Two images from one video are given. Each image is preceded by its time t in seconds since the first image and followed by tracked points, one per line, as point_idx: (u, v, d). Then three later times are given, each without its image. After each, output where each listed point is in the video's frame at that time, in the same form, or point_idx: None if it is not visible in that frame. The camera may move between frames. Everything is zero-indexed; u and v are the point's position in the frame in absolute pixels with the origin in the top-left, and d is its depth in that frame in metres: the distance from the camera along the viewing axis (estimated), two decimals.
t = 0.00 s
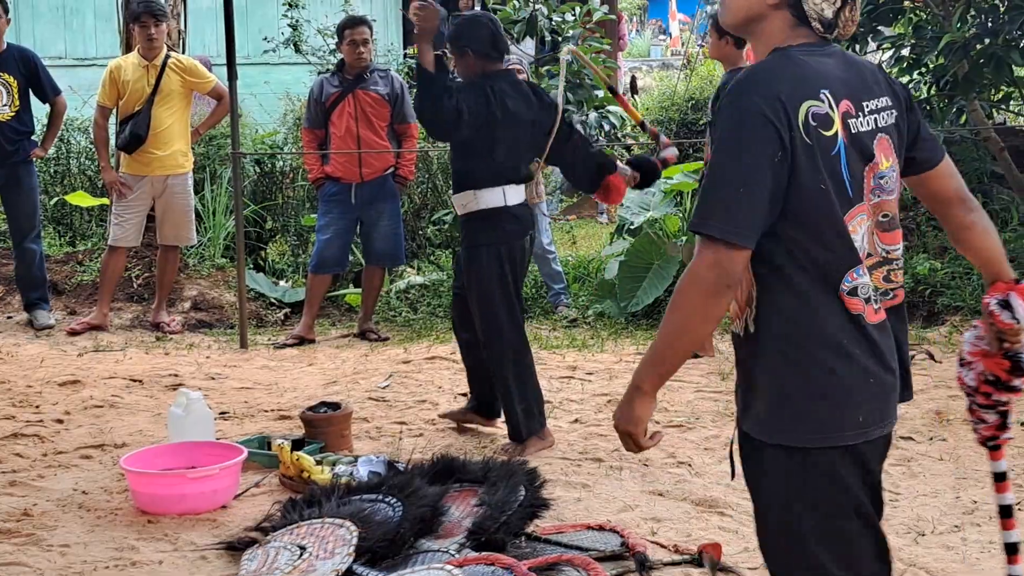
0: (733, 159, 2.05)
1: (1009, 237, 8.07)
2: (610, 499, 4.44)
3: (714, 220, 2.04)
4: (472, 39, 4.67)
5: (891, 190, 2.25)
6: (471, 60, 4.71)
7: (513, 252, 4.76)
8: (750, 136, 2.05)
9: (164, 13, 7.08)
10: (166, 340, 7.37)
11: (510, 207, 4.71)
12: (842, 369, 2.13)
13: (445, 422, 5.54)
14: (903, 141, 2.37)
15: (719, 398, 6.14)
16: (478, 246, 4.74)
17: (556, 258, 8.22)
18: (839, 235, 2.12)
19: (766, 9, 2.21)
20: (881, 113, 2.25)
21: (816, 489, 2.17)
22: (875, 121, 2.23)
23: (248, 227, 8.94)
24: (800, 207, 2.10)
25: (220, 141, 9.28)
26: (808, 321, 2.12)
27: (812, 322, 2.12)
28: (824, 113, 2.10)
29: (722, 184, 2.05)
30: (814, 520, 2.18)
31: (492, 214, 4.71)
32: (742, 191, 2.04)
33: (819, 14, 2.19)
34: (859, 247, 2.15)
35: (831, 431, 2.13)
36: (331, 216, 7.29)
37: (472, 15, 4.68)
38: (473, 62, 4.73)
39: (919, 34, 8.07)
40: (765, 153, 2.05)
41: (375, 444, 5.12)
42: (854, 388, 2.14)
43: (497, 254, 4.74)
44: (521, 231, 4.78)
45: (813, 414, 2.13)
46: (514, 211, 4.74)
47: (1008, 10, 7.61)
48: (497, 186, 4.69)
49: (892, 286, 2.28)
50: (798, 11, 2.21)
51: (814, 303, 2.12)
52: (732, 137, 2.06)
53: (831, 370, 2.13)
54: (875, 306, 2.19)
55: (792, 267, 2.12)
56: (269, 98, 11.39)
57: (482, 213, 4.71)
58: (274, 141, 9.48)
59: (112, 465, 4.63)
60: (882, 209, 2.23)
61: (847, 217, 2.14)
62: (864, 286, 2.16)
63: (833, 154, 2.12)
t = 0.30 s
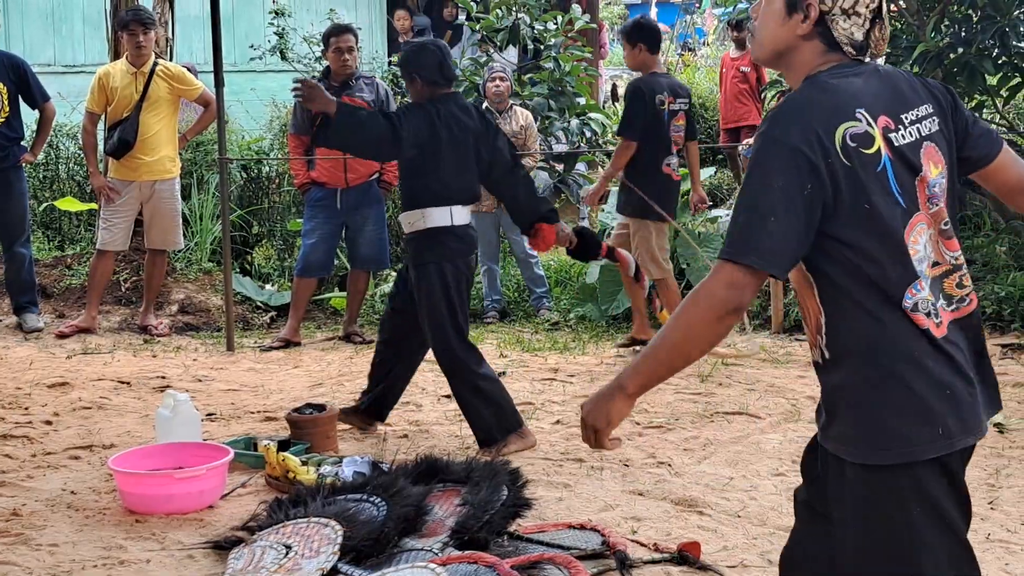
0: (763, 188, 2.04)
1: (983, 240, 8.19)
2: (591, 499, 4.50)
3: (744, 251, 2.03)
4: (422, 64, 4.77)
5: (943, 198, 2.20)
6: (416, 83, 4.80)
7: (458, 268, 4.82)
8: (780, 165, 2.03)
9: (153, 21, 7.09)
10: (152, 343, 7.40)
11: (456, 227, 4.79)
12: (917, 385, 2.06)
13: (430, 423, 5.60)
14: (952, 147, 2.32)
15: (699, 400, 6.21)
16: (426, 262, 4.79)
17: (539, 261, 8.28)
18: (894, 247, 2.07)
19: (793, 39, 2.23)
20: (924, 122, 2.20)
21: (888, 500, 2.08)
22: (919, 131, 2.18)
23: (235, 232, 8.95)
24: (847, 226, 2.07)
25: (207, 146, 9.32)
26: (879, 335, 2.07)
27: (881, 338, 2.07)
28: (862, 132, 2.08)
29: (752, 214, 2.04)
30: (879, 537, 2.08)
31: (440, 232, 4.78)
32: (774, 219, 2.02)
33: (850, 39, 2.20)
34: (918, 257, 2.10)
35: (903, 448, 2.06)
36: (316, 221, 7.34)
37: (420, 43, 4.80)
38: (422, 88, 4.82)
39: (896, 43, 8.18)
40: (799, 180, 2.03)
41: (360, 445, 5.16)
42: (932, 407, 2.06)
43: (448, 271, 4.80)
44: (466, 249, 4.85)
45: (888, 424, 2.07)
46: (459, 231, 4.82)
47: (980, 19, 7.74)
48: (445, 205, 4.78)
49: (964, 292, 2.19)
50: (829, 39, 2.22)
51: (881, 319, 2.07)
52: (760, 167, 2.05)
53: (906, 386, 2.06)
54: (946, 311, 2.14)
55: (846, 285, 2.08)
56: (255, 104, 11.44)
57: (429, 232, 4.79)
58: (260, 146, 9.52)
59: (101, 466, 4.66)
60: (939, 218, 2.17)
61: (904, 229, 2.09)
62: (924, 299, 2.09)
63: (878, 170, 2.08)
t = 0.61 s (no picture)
0: (736, 192, 2.05)
1: (970, 246, 8.24)
2: (581, 503, 4.51)
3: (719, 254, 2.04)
4: (346, 81, 4.72)
5: (915, 203, 2.20)
6: (338, 101, 4.71)
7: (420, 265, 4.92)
8: (750, 169, 2.05)
9: (142, 25, 7.08)
10: (141, 347, 7.38)
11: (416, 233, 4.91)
12: (883, 394, 2.07)
13: (419, 427, 5.60)
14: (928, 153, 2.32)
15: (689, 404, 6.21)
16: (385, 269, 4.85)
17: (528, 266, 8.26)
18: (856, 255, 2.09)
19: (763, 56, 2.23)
20: (894, 131, 2.20)
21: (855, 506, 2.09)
22: (886, 140, 2.18)
23: (224, 237, 8.94)
24: (816, 229, 2.08)
25: (196, 150, 9.28)
26: (845, 343, 2.09)
27: (849, 346, 2.09)
28: (827, 139, 2.09)
29: (726, 218, 2.04)
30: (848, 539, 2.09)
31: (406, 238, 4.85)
32: (746, 221, 2.03)
33: (813, 33, 2.19)
34: (883, 263, 2.11)
35: (868, 457, 2.06)
36: (305, 225, 7.31)
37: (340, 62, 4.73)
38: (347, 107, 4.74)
39: (884, 49, 8.20)
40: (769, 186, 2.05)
41: (349, 449, 5.16)
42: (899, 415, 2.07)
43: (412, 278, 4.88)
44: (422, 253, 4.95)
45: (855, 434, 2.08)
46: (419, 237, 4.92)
47: (968, 25, 7.79)
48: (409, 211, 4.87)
49: (933, 302, 2.21)
50: (794, 42, 2.21)
51: (849, 328, 2.09)
52: (731, 173, 2.06)
53: (872, 395, 2.07)
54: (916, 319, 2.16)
55: (811, 293, 2.10)
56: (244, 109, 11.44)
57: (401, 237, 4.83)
58: (249, 151, 9.51)
59: (90, 470, 4.65)
60: (908, 224, 2.19)
61: (867, 235, 2.11)
62: (891, 306, 2.11)
63: (842, 177, 2.10)
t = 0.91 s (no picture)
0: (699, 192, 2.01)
1: (952, 250, 8.29)
2: (563, 508, 4.52)
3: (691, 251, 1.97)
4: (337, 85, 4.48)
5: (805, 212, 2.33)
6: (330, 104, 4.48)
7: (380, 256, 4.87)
8: (707, 168, 2.03)
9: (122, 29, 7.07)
10: (123, 353, 7.34)
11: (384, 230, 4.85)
12: (804, 401, 2.15)
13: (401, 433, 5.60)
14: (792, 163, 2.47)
15: (672, 409, 6.22)
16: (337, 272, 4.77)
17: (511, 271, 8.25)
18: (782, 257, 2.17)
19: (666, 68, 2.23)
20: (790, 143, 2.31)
21: (764, 512, 2.16)
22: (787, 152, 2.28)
23: (205, 242, 8.90)
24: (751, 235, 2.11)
25: (177, 155, 9.25)
26: (766, 360, 2.14)
27: (770, 358, 2.14)
28: (762, 145, 2.15)
29: (692, 218, 1.99)
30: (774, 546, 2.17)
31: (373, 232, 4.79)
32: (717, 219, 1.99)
33: (711, 43, 2.20)
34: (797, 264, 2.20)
35: (792, 467, 2.13)
36: (287, 229, 7.23)
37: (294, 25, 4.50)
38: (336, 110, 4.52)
39: (865, 53, 8.27)
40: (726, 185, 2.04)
41: (331, 455, 5.15)
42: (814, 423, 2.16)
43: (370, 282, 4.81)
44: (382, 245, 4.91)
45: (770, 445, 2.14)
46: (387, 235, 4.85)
47: (950, 29, 7.83)
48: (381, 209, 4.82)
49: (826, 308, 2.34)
50: (693, 55, 2.21)
51: (768, 338, 2.15)
52: (691, 175, 2.03)
53: (793, 403, 2.14)
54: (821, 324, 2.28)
55: (736, 308, 2.14)
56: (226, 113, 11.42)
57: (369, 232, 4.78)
58: (231, 155, 9.47)
59: (70, 476, 4.62)
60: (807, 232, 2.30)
61: (790, 237, 2.19)
62: (807, 313, 2.20)
63: (775, 183, 2.17)
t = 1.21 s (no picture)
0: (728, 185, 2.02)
1: (939, 253, 8.34)
2: (549, 510, 4.53)
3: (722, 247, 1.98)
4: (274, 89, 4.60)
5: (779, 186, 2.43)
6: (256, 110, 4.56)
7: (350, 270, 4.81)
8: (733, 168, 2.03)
9: (107, 31, 7.06)
10: (108, 355, 7.32)
11: (347, 232, 4.78)
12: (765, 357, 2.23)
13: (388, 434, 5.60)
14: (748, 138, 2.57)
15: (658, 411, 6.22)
16: (316, 269, 4.76)
17: (497, 273, 8.24)
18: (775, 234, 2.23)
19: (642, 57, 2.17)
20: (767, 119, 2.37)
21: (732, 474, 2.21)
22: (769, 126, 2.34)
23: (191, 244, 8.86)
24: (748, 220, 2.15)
25: (163, 157, 9.22)
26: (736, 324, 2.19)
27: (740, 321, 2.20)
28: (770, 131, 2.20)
29: (725, 211, 2.00)
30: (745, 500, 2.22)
31: (334, 240, 4.75)
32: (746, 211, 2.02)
33: (679, 20, 2.14)
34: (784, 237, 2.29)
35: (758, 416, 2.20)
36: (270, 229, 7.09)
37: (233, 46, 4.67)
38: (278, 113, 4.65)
39: (851, 56, 8.35)
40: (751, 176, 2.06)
41: (317, 457, 5.15)
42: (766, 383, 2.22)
43: (348, 278, 4.81)
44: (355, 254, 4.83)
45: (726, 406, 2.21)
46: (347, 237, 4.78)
47: (936, 32, 7.85)
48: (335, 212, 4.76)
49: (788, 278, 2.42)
50: (665, 35, 2.16)
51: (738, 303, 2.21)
52: (723, 167, 2.03)
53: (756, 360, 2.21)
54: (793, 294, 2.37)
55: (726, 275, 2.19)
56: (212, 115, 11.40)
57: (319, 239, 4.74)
58: (217, 158, 9.46)
59: (55, 478, 4.60)
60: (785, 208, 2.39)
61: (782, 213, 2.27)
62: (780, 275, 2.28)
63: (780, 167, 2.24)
